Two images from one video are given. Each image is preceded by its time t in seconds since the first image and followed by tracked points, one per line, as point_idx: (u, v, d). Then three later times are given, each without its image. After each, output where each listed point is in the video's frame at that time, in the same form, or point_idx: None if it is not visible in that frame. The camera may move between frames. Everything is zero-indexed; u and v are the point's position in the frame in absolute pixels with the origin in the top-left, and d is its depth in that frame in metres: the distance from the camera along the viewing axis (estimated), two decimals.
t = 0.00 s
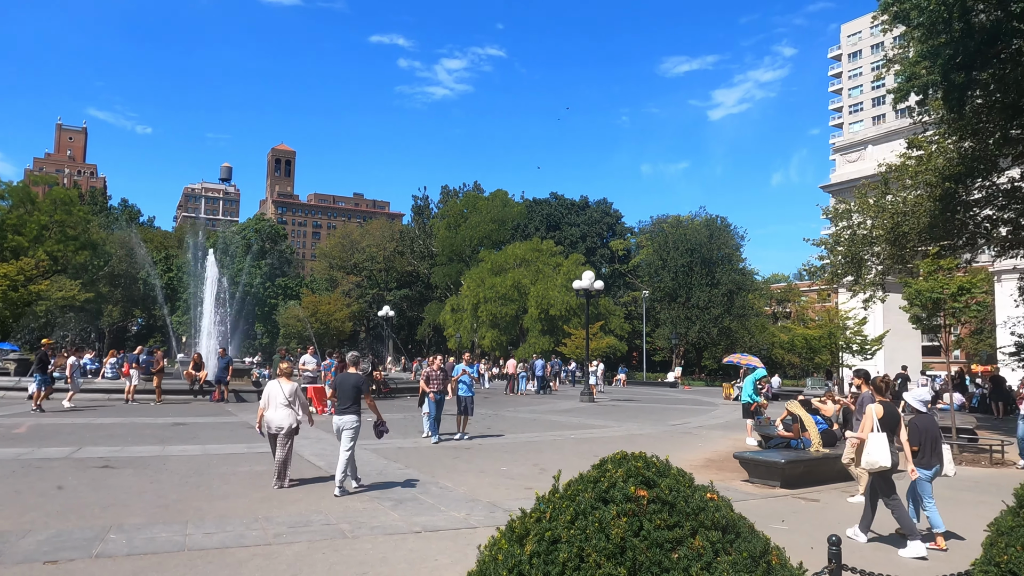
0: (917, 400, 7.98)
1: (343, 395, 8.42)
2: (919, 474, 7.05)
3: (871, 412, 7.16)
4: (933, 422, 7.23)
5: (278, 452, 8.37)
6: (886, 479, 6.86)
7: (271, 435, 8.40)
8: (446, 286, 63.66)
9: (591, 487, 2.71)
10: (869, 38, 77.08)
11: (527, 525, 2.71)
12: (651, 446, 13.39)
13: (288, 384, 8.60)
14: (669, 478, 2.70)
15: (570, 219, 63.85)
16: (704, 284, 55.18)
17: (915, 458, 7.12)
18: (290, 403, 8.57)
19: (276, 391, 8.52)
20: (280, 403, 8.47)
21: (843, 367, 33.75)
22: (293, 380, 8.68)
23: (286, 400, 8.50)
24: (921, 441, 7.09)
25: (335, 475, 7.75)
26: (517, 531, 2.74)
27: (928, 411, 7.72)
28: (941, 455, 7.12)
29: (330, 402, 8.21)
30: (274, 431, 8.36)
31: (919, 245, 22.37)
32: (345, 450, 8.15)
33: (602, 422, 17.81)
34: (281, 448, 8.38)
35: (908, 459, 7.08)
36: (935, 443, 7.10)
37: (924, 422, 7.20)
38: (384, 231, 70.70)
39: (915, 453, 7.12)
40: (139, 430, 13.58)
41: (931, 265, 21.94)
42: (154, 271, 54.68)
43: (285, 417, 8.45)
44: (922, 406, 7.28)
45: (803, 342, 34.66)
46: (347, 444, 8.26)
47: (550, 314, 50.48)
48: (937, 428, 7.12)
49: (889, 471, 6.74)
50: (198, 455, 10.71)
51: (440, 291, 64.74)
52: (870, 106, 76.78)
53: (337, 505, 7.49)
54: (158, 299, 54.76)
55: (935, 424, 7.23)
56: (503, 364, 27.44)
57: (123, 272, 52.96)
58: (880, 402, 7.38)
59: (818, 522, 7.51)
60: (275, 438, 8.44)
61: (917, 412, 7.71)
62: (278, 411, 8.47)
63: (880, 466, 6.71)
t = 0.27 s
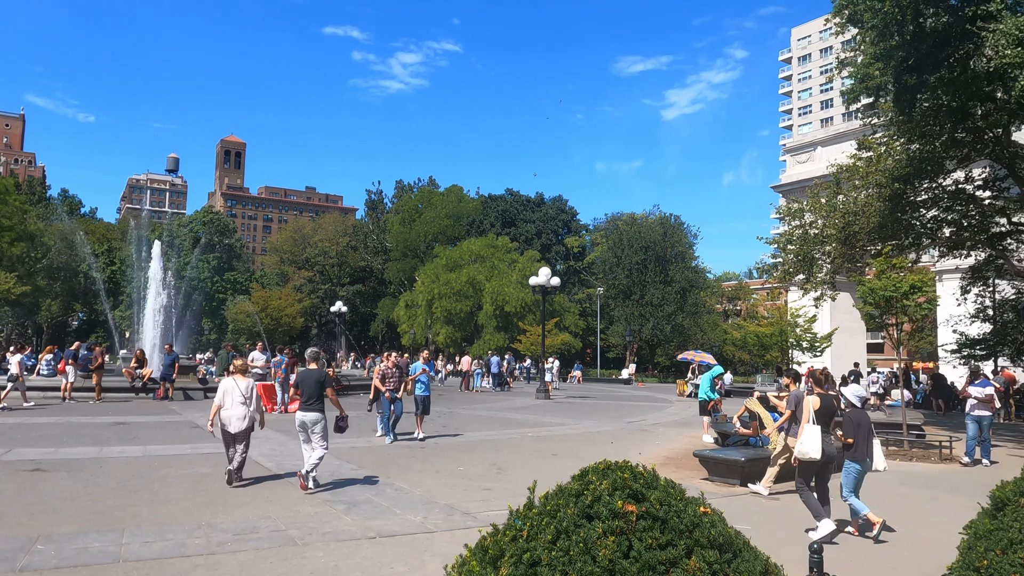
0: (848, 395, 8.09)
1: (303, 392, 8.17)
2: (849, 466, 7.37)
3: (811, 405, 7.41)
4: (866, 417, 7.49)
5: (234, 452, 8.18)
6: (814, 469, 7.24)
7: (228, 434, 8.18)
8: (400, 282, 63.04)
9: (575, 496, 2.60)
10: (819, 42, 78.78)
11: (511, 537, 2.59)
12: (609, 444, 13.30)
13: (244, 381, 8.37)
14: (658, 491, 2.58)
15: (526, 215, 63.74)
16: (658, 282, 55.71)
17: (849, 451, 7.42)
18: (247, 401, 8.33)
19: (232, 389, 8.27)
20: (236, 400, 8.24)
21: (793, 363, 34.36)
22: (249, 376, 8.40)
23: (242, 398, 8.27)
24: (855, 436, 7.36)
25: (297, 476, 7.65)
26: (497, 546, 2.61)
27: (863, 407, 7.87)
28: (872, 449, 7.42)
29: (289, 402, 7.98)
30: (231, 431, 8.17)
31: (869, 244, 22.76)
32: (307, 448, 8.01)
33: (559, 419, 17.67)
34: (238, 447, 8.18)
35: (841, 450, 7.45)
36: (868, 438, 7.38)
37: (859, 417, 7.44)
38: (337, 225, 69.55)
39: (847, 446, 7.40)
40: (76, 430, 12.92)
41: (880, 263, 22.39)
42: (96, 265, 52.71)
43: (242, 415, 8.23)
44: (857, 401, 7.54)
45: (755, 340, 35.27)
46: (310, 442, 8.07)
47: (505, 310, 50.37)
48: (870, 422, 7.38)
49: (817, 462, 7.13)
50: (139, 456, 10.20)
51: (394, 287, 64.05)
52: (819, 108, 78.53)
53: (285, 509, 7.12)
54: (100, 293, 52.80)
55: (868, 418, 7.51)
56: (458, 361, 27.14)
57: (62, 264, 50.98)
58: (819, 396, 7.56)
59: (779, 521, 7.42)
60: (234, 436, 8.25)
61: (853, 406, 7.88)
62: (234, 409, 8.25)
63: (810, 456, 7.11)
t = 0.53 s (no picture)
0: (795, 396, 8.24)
1: (277, 389, 8.18)
2: (802, 461, 7.36)
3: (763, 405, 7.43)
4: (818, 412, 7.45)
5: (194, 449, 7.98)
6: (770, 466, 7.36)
7: (188, 431, 7.99)
8: (362, 280, 62.34)
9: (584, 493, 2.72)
10: (778, 46, 80.14)
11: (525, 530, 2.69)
12: (576, 442, 13.20)
13: (209, 378, 8.22)
14: (666, 494, 2.67)
15: (489, 214, 63.41)
16: (621, 281, 56.04)
17: (801, 447, 7.37)
18: (210, 397, 8.17)
19: (197, 386, 8.05)
20: (200, 396, 8.08)
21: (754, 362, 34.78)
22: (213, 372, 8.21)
23: (207, 395, 8.08)
24: (808, 432, 7.33)
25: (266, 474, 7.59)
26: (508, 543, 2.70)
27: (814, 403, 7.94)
28: (825, 443, 7.39)
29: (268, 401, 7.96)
30: (196, 429, 8.00)
31: (831, 243, 23.04)
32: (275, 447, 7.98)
33: (524, 419, 17.53)
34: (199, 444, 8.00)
35: (794, 446, 7.43)
36: (820, 434, 7.36)
37: (811, 413, 7.42)
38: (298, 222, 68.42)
39: (799, 441, 7.38)
40: (22, 433, 12.34)
41: (841, 263, 22.73)
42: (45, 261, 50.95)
43: (205, 411, 8.07)
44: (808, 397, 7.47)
45: (716, 339, 35.63)
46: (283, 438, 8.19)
47: (468, 309, 50.10)
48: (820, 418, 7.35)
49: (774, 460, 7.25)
50: (90, 460, 9.76)
51: (355, 286, 63.35)
52: (778, 111, 79.86)
53: (246, 513, 6.83)
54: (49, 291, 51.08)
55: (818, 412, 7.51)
56: (422, 360, 26.82)
57: (9, 261, 49.15)
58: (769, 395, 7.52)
59: (751, 520, 7.35)
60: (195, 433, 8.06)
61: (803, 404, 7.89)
62: (198, 406, 8.05)
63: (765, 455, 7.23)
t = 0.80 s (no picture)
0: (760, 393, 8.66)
1: (260, 390, 8.29)
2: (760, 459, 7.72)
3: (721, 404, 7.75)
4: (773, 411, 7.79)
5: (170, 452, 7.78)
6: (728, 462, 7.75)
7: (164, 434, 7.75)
8: (330, 280, 61.62)
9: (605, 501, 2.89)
10: (744, 51, 81.16)
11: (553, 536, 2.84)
12: (550, 444, 13.10)
13: (185, 381, 8.06)
14: (701, 509, 2.72)
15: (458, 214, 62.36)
16: (590, 282, 56.19)
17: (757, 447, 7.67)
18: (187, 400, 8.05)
19: (174, 388, 7.87)
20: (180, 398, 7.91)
21: (723, 362, 35.03)
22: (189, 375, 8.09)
23: (185, 397, 7.94)
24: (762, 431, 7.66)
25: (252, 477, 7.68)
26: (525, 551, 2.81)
27: (768, 404, 8.33)
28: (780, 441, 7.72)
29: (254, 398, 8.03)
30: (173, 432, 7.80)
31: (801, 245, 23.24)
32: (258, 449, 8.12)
33: (497, 420, 17.38)
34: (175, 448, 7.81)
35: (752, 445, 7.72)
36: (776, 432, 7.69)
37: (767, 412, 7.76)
38: (263, 222, 67.36)
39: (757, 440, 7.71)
40: None
41: (810, 265, 22.98)
42: None
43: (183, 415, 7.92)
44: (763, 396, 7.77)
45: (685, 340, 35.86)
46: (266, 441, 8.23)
47: (438, 310, 49.77)
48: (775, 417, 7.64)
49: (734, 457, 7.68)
50: (50, 465, 9.37)
51: (322, 286, 62.63)
52: (744, 115, 80.92)
53: (218, 521, 6.57)
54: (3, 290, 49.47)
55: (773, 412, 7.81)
56: (392, 361, 26.49)
57: None
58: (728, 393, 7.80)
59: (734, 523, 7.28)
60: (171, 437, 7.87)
61: (759, 403, 8.34)
62: (176, 408, 7.88)
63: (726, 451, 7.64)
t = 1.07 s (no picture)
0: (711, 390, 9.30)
1: (235, 389, 8.56)
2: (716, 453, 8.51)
3: (680, 403, 8.33)
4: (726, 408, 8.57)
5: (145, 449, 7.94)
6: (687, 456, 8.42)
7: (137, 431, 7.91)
8: (292, 279, 60.66)
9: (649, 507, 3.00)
10: (708, 55, 82.29)
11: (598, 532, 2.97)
12: (522, 446, 12.96)
13: (156, 379, 8.19)
14: (751, 520, 2.87)
15: (423, 214, 62.39)
16: (555, 283, 56.30)
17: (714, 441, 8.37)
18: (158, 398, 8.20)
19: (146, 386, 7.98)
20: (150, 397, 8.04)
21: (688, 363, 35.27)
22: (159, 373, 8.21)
23: (156, 395, 8.05)
24: (718, 428, 8.43)
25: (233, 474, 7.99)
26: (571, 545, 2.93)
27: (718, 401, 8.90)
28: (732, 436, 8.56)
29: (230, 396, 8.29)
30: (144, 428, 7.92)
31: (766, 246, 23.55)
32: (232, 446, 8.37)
33: (467, 421, 17.18)
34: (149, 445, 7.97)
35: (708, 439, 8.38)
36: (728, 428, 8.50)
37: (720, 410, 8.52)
38: (223, 219, 66.02)
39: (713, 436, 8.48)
40: None
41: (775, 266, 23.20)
42: None
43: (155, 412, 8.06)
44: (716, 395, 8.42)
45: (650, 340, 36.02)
46: (236, 439, 8.46)
47: (403, 310, 49.29)
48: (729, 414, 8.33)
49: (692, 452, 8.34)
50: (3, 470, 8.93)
51: (284, 285, 61.64)
52: (707, 119, 82.05)
53: (184, 528, 6.29)
54: None
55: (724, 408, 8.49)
56: (358, 362, 26.08)
57: None
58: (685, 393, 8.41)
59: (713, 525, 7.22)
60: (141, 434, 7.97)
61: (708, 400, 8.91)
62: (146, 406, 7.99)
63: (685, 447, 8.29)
